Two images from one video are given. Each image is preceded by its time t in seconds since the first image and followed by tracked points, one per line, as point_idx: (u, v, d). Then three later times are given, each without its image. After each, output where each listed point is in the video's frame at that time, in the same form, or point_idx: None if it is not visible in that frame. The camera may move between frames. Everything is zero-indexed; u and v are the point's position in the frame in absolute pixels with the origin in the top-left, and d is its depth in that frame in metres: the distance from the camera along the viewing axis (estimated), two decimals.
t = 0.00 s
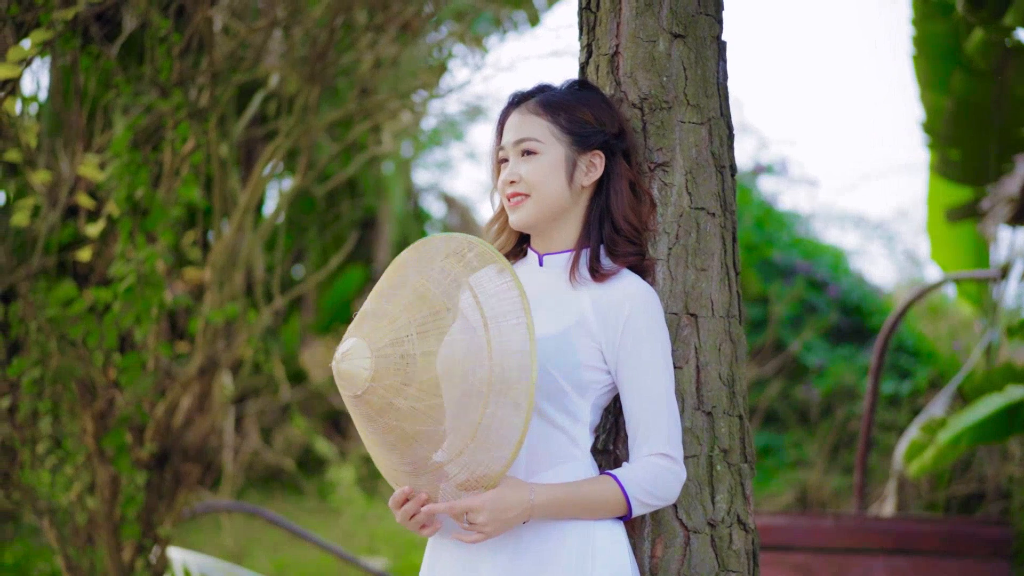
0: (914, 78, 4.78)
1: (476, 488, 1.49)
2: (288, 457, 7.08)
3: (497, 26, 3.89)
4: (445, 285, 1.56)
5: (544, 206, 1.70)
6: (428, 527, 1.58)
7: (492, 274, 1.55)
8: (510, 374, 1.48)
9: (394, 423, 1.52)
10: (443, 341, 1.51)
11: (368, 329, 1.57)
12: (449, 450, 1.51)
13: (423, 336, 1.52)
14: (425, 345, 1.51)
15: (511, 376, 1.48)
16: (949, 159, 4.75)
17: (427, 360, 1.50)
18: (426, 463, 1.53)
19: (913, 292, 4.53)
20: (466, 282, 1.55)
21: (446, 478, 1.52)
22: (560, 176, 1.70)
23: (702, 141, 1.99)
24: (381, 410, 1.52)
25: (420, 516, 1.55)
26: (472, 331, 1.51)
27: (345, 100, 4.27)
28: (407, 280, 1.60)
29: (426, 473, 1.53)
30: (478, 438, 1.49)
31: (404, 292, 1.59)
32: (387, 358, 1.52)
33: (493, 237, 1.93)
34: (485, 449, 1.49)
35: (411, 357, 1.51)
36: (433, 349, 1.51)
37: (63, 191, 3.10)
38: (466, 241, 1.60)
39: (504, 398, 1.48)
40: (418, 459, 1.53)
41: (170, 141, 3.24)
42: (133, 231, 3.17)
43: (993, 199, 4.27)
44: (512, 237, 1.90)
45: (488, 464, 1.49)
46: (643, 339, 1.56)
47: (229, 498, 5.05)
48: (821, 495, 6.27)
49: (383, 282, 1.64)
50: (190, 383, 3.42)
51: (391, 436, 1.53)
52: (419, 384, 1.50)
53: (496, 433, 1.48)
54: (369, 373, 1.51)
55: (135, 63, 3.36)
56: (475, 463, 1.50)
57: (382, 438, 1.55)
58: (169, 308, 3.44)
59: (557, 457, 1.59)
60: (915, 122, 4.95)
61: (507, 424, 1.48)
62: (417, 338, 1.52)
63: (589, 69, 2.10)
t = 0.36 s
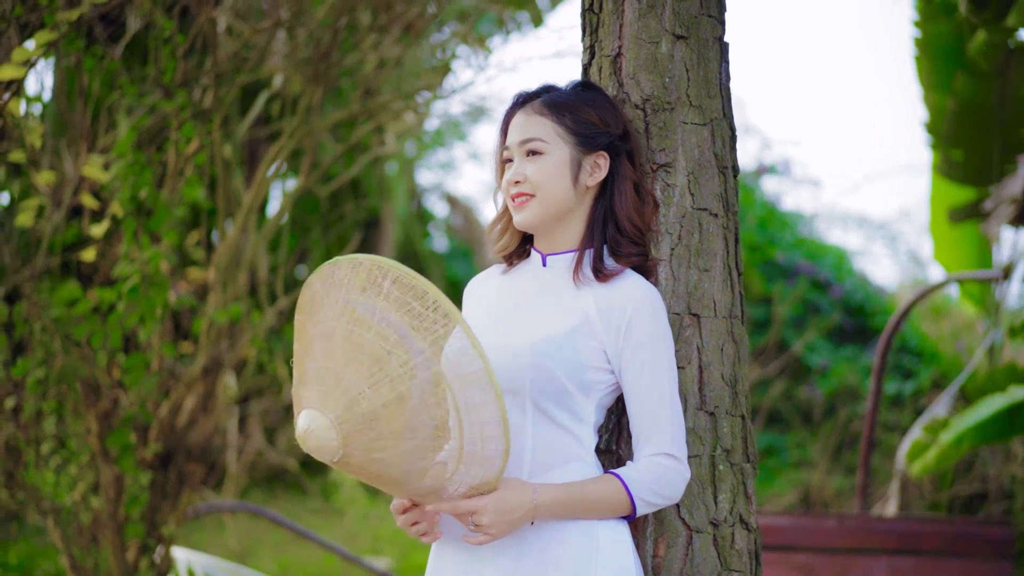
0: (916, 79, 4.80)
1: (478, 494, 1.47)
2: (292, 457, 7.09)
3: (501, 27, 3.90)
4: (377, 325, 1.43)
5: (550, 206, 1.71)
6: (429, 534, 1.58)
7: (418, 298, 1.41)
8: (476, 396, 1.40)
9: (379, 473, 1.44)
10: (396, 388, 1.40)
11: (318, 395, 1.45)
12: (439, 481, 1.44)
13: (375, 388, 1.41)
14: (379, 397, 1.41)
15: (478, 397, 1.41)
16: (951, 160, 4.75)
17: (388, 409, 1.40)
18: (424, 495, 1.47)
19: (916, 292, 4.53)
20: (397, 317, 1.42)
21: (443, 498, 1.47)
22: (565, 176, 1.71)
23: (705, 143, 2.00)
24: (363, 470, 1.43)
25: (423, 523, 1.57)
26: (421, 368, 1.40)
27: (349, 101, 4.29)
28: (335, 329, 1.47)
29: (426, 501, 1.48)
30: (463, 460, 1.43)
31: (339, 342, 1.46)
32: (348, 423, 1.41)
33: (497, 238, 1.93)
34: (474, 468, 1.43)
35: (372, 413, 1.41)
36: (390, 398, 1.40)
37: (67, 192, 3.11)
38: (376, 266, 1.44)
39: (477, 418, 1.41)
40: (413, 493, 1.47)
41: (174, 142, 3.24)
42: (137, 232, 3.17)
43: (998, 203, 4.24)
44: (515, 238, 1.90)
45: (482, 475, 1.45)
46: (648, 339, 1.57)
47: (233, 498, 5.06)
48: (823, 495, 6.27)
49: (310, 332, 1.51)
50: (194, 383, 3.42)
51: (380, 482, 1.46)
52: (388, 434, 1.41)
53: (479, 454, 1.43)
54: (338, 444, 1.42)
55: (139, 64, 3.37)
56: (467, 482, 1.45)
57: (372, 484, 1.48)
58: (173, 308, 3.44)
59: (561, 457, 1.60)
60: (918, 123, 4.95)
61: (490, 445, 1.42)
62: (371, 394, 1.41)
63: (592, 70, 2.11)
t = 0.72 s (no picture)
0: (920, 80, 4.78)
1: (478, 504, 1.46)
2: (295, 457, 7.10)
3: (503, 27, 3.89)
4: (325, 427, 1.39)
5: (553, 206, 1.71)
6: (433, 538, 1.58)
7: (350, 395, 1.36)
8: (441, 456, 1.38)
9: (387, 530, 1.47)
10: (369, 476, 1.40)
11: (294, 501, 1.45)
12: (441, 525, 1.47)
13: (349, 482, 1.41)
14: (356, 488, 1.41)
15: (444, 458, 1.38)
16: (954, 160, 4.74)
17: (370, 494, 1.41)
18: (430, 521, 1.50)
19: (918, 292, 4.52)
20: (341, 416, 1.38)
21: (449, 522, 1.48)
22: (569, 177, 1.71)
23: (706, 143, 2.01)
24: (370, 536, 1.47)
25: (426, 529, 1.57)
26: (384, 454, 1.38)
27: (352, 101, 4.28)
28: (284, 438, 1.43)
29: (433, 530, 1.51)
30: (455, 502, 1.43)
31: (295, 449, 1.43)
32: (339, 516, 1.43)
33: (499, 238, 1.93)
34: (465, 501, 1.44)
35: (357, 504, 1.42)
36: (363, 485, 1.40)
37: (70, 192, 3.12)
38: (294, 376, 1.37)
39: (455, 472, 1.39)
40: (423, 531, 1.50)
41: (177, 142, 3.25)
42: (140, 231, 3.17)
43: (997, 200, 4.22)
44: (516, 238, 1.90)
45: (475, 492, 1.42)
46: (649, 339, 1.57)
47: (236, 497, 5.06)
48: (825, 495, 6.27)
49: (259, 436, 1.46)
50: (197, 383, 3.42)
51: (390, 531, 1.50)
52: (376, 514, 1.42)
53: (466, 490, 1.41)
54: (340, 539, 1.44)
55: (142, 64, 3.37)
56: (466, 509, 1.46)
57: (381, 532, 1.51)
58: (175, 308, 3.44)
59: (563, 456, 1.60)
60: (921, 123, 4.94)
61: (475, 485, 1.41)
62: (344, 488, 1.41)
63: (593, 70, 2.11)
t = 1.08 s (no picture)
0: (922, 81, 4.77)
1: (478, 494, 1.46)
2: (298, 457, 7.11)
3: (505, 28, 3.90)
4: (352, 354, 1.40)
5: (554, 206, 1.71)
6: (430, 539, 1.59)
7: (384, 321, 1.38)
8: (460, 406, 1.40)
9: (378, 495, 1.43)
10: (383, 413, 1.38)
11: (298, 435, 1.41)
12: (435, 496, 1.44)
13: (362, 415, 1.38)
14: (366, 424, 1.38)
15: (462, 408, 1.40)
16: (956, 160, 4.75)
17: (379, 433, 1.38)
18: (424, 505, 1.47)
19: (920, 292, 4.51)
20: (369, 345, 1.39)
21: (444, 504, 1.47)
22: (569, 177, 1.72)
23: (705, 143, 2.04)
24: (361, 495, 1.42)
25: (423, 528, 1.58)
26: (403, 390, 1.38)
27: (354, 101, 4.29)
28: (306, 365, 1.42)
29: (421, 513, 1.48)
30: (458, 467, 1.43)
31: (315, 377, 1.41)
32: (341, 453, 1.38)
33: (499, 239, 1.93)
34: (471, 472, 1.44)
35: (364, 440, 1.38)
36: (376, 422, 1.38)
37: (73, 193, 3.13)
38: (336, 297, 1.40)
39: (465, 426, 1.41)
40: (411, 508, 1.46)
41: (180, 143, 3.26)
42: (143, 232, 3.18)
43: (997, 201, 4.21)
44: (515, 238, 1.91)
45: (479, 477, 1.45)
46: (649, 339, 1.58)
47: (239, 497, 5.06)
48: (828, 495, 6.27)
49: (281, 368, 1.45)
50: (200, 383, 3.43)
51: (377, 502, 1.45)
52: (381, 458, 1.39)
53: (473, 461, 1.43)
54: (335, 478, 1.38)
55: (145, 65, 3.38)
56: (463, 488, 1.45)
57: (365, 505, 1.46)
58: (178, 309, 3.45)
59: (564, 457, 1.61)
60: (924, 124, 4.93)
61: (480, 448, 1.42)
62: (355, 420, 1.38)
63: (593, 71, 2.15)
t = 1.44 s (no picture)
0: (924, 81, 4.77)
1: (480, 481, 1.50)
2: (300, 457, 7.11)
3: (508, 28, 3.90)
4: (409, 295, 1.52)
5: (556, 205, 1.72)
6: (426, 527, 1.62)
7: (445, 271, 1.51)
8: (490, 372, 1.47)
9: (388, 438, 1.51)
10: (418, 354, 1.49)
11: (341, 354, 1.54)
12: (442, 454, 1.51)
13: (398, 351, 1.50)
14: (400, 359, 1.49)
15: (492, 374, 1.47)
16: (959, 160, 4.73)
17: (409, 372, 1.49)
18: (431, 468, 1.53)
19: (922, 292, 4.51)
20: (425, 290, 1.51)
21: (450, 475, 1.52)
22: (572, 177, 1.72)
23: (705, 144, 2.06)
24: (373, 429, 1.51)
25: (422, 513, 1.61)
26: (443, 338, 1.49)
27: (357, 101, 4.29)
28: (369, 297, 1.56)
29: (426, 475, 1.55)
30: (471, 437, 1.49)
31: (373, 307, 1.55)
32: (368, 379, 1.49)
33: (500, 237, 1.94)
34: (481, 447, 1.49)
35: (392, 371, 1.49)
36: (410, 361, 1.49)
37: (76, 193, 3.14)
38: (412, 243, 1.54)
39: (489, 392, 1.48)
40: (418, 465, 1.54)
41: (182, 143, 3.27)
42: (146, 232, 3.18)
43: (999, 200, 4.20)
44: (517, 236, 1.91)
45: (489, 460, 1.49)
46: (649, 339, 1.58)
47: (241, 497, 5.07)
48: (830, 495, 6.27)
49: (349, 292, 1.60)
50: (202, 383, 3.43)
51: (386, 449, 1.53)
52: (401, 396, 1.49)
53: (490, 434, 1.48)
54: (355, 398, 1.49)
55: (148, 65, 3.39)
56: (472, 461, 1.50)
57: (375, 449, 1.55)
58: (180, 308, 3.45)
59: (565, 456, 1.61)
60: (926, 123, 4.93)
61: (497, 419, 1.48)
62: (392, 352, 1.50)
63: (594, 71, 2.16)
